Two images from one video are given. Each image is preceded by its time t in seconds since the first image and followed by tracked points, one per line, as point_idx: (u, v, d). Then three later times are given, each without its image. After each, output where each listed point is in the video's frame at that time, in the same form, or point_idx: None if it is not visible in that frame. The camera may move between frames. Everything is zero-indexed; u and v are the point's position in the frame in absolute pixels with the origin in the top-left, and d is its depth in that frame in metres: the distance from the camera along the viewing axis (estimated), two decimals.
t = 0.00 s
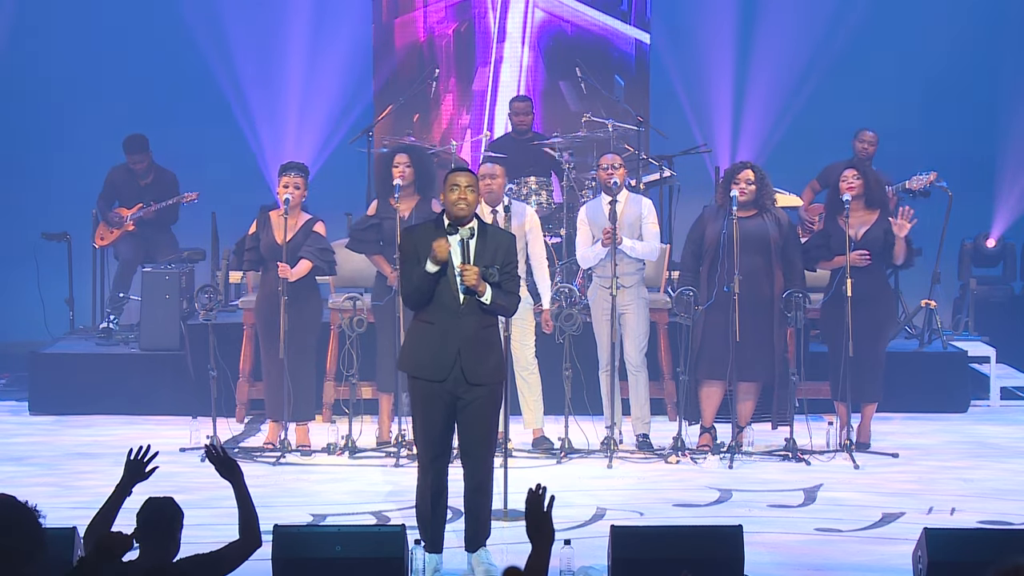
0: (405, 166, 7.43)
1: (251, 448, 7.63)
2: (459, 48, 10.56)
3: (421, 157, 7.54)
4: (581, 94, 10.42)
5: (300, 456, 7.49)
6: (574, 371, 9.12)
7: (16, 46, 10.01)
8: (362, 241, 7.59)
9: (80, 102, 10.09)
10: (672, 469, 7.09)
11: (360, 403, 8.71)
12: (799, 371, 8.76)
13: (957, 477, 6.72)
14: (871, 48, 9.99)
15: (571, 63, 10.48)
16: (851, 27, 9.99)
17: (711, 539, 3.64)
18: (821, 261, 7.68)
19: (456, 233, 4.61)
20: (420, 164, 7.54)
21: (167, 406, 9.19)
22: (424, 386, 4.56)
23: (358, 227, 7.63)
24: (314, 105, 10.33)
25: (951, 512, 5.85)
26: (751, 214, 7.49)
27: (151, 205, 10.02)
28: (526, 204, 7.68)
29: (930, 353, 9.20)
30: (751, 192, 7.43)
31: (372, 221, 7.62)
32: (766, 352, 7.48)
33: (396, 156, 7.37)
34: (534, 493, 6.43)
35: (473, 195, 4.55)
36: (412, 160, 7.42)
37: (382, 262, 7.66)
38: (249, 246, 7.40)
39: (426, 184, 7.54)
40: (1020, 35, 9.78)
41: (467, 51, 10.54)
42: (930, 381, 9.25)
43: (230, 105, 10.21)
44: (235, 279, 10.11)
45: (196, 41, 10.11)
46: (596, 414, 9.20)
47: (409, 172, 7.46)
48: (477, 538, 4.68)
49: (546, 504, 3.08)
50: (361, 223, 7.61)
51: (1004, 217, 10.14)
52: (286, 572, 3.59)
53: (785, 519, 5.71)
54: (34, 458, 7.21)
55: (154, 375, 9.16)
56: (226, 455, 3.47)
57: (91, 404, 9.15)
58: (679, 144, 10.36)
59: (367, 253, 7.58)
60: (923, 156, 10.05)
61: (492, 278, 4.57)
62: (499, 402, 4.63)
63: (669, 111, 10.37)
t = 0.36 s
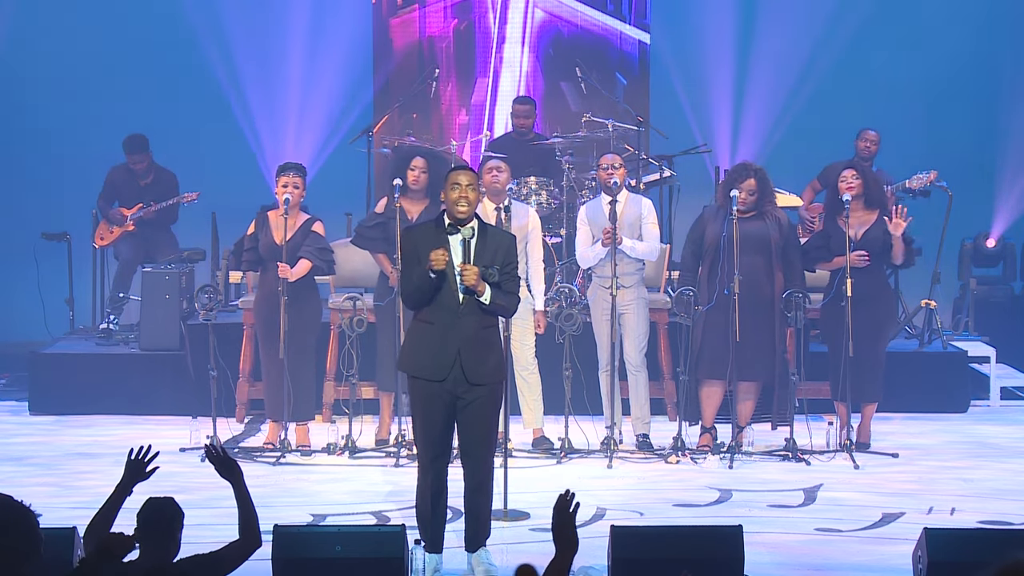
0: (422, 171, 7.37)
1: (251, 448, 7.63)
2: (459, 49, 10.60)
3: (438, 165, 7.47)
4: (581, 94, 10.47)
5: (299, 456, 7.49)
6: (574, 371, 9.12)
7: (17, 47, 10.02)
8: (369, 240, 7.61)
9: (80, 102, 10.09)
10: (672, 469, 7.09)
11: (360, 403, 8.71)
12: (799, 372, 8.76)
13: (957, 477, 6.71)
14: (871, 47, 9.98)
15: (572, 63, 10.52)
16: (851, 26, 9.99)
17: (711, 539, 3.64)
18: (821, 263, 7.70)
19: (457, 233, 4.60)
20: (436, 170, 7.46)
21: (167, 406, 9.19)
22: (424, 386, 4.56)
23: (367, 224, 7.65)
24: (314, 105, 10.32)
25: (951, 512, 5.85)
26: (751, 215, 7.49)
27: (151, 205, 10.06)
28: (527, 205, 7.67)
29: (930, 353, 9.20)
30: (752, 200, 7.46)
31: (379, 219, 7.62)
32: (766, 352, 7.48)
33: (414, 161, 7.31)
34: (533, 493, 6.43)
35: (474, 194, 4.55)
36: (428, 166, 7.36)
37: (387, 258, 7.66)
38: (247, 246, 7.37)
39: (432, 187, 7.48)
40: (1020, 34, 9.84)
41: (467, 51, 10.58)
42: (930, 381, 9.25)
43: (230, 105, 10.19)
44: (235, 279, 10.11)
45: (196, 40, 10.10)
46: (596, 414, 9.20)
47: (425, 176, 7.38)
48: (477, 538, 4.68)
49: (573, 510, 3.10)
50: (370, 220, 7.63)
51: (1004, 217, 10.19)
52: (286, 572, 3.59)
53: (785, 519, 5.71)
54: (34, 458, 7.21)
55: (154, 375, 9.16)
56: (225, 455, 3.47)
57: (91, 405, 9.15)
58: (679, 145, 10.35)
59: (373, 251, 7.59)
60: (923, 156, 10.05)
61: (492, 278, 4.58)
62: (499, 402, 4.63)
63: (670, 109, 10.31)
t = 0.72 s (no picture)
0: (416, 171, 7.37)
1: (251, 448, 7.63)
2: (459, 50, 10.58)
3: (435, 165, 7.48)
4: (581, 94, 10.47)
5: (299, 456, 7.48)
6: (574, 371, 9.12)
7: (17, 47, 10.01)
8: (364, 239, 7.60)
9: (80, 102, 10.09)
10: (672, 469, 7.09)
11: (360, 403, 8.72)
12: (799, 372, 8.76)
13: (957, 477, 6.71)
14: (871, 48, 9.99)
15: (571, 63, 10.50)
16: (851, 27, 9.99)
17: (711, 539, 3.64)
18: (821, 262, 7.70)
19: (456, 233, 4.61)
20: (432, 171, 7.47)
21: (167, 406, 9.19)
22: (424, 387, 4.56)
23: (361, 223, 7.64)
24: (314, 105, 10.33)
25: (951, 512, 5.85)
26: (750, 216, 7.51)
27: (151, 205, 10.01)
28: (527, 205, 7.67)
29: (930, 353, 9.19)
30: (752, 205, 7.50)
31: (374, 220, 7.61)
32: (767, 353, 7.46)
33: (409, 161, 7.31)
34: (533, 494, 6.43)
35: (472, 190, 4.54)
36: (424, 167, 7.37)
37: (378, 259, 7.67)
38: (247, 246, 7.36)
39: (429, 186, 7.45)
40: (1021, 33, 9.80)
41: (467, 51, 10.57)
42: (930, 381, 9.25)
43: (230, 105, 10.22)
44: (235, 279, 10.12)
45: (197, 41, 10.12)
46: (596, 414, 9.20)
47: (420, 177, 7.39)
48: (477, 538, 4.68)
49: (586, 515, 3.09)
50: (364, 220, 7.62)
51: (1004, 217, 10.19)
52: (286, 572, 3.59)
53: (785, 519, 5.71)
54: (34, 458, 7.21)
55: (155, 375, 9.16)
56: (223, 455, 3.47)
57: (91, 404, 9.15)
58: (679, 145, 10.37)
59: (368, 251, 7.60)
60: (923, 156, 10.06)
61: (491, 278, 4.57)
62: (498, 402, 4.63)
63: (670, 110, 10.34)
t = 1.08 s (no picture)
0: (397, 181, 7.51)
1: (251, 448, 7.63)
2: (459, 50, 10.53)
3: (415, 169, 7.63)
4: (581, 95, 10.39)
5: (299, 456, 7.48)
6: (574, 371, 9.12)
7: (17, 47, 10.00)
8: (351, 243, 7.60)
9: (79, 102, 10.08)
10: (672, 469, 7.09)
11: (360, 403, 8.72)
12: (799, 372, 8.76)
13: (957, 477, 6.71)
14: (871, 48, 9.99)
15: (571, 63, 10.41)
16: (852, 26, 10.00)
17: (711, 539, 3.64)
18: (818, 262, 7.71)
19: (456, 233, 4.61)
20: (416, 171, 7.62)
21: (167, 406, 9.19)
22: (424, 387, 4.56)
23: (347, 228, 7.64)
24: (314, 105, 10.35)
25: (951, 512, 5.85)
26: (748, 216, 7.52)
27: (151, 205, 10.01)
28: (528, 205, 7.69)
29: (930, 353, 9.19)
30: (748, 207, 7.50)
31: (362, 224, 7.63)
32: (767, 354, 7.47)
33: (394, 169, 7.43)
34: (533, 494, 6.43)
35: (471, 191, 4.54)
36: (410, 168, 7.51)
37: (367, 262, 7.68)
38: (247, 246, 7.37)
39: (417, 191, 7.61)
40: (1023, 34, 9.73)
41: (466, 51, 10.53)
42: (930, 381, 9.24)
43: (230, 106, 10.24)
44: (234, 279, 10.12)
45: (197, 41, 10.10)
46: (596, 414, 9.19)
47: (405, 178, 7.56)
48: (477, 538, 4.68)
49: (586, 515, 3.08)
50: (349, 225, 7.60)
51: (1004, 218, 10.17)
52: (286, 572, 3.59)
53: (785, 519, 5.71)
54: (34, 458, 7.21)
55: (155, 375, 9.16)
56: (221, 455, 3.47)
57: (91, 404, 9.15)
58: (679, 145, 10.39)
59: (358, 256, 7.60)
60: (922, 156, 10.07)
61: (491, 278, 4.57)
62: (499, 402, 4.63)
63: (669, 110, 10.37)
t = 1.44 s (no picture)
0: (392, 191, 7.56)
1: (251, 448, 7.62)
2: (459, 49, 10.61)
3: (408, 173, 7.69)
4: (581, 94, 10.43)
5: (299, 456, 7.48)
6: (574, 371, 9.11)
7: (16, 47, 9.99)
8: (349, 246, 7.63)
9: (79, 102, 10.08)
10: (672, 469, 7.09)
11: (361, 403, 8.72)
12: (799, 371, 8.76)
13: (957, 477, 6.71)
14: (871, 48, 9.99)
15: (572, 63, 10.46)
16: (852, 26, 9.98)
17: (711, 539, 3.64)
18: (817, 262, 7.73)
19: (455, 235, 4.61)
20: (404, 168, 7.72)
21: (167, 406, 9.19)
22: (424, 388, 4.56)
23: (344, 231, 7.65)
24: (314, 104, 10.35)
25: (951, 512, 5.85)
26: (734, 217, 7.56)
27: (151, 205, 10.02)
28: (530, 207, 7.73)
29: (930, 353, 9.19)
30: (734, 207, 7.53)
31: (357, 227, 7.64)
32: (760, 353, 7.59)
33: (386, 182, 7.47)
34: (533, 494, 6.43)
35: (469, 192, 4.53)
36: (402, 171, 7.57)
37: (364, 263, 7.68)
38: (247, 246, 7.36)
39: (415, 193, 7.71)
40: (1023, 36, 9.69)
41: (467, 50, 10.59)
42: (930, 381, 9.24)
43: (230, 106, 10.22)
44: (234, 279, 10.12)
45: (196, 42, 10.09)
46: (596, 414, 9.20)
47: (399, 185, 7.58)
48: (477, 538, 4.68)
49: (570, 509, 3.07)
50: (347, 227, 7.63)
51: (1004, 217, 10.16)
52: (286, 572, 3.59)
53: (785, 519, 5.71)
54: (34, 458, 7.20)
55: (155, 375, 9.16)
56: (220, 456, 3.47)
57: (91, 404, 9.15)
58: (679, 145, 10.41)
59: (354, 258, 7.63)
60: (922, 156, 10.07)
61: (491, 279, 4.57)
62: (499, 402, 4.63)
63: (669, 110, 10.39)
